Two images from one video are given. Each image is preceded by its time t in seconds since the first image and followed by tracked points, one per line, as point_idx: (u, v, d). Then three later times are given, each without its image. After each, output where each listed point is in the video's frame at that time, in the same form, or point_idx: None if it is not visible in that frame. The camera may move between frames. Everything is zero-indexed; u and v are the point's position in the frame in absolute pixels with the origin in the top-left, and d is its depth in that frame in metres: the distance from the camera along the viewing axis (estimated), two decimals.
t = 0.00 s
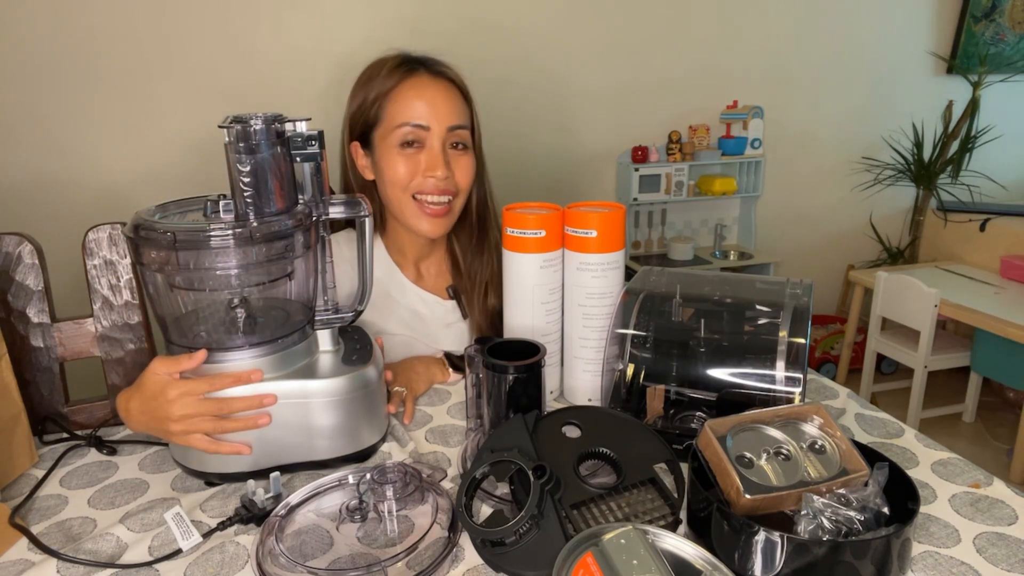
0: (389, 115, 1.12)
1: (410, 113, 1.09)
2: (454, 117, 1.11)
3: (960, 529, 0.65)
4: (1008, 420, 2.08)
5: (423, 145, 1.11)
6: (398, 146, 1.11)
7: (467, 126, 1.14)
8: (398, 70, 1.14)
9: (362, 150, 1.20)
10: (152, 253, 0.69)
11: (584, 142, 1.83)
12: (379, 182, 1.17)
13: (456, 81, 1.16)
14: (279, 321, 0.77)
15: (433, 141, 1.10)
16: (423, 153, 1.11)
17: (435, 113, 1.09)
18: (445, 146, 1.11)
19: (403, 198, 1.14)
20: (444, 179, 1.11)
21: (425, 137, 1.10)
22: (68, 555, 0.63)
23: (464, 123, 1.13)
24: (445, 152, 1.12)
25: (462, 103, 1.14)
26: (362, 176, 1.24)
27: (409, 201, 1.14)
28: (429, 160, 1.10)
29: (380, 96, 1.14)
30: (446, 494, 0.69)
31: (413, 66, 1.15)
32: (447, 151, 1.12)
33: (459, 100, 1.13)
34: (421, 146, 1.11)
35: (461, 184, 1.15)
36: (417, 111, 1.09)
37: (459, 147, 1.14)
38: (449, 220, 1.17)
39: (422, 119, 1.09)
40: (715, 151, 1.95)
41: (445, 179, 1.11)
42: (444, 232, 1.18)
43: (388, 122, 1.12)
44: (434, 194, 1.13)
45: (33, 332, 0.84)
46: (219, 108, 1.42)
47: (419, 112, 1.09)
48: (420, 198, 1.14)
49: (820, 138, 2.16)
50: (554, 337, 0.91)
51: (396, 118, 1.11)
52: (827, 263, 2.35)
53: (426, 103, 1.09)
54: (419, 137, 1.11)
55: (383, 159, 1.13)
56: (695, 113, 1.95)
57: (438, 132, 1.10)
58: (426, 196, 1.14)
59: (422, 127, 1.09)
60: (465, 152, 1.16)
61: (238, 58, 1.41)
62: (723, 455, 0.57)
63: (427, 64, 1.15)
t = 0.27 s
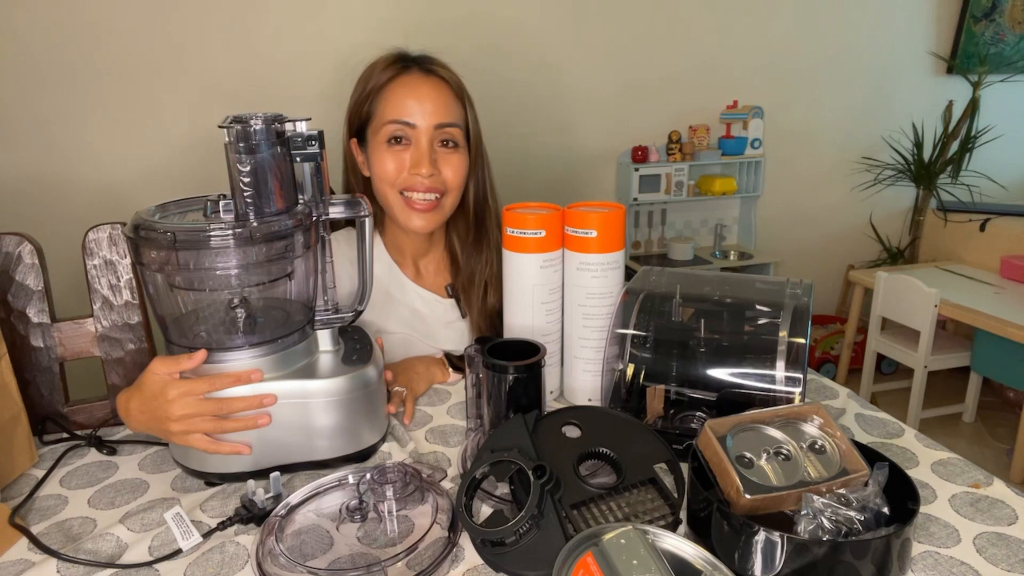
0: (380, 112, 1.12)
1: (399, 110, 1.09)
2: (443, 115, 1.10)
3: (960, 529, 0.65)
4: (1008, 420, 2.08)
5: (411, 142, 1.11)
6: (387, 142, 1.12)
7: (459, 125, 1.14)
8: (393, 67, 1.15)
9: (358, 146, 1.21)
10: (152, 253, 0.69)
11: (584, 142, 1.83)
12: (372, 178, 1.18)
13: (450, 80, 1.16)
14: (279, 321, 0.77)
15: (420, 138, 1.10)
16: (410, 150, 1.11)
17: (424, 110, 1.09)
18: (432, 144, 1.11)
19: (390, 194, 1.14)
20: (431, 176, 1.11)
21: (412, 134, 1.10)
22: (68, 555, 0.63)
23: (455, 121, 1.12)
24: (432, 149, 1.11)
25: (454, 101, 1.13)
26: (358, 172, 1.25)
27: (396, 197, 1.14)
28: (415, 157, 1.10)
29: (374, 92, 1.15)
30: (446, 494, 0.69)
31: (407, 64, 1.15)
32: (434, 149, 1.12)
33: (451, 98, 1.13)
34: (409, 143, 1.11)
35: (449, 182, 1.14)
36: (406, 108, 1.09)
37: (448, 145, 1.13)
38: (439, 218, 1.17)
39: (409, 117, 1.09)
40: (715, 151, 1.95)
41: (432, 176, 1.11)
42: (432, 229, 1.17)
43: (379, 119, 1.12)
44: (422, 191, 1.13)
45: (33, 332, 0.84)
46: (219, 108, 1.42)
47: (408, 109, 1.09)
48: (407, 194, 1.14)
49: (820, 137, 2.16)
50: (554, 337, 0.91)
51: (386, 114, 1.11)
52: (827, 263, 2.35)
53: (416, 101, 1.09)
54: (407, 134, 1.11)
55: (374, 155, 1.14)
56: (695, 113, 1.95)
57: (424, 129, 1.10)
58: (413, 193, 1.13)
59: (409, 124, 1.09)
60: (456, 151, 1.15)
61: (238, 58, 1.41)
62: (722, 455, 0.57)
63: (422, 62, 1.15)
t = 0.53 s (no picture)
0: (382, 111, 1.12)
1: (401, 109, 1.09)
2: (444, 115, 1.10)
3: (960, 529, 0.65)
4: (1008, 420, 2.08)
5: (412, 142, 1.11)
6: (389, 142, 1.12)
7: (459, 124, 1.14)
8: (395, 67, 1.14)
9: (359, 145, 1.21)
10: (152, 253, 0.69)
11: (584, 142, 1.83)
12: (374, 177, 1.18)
13: (451, 80, 1.15)
14: (279, 321, 0.77)
15: (422, 138, 1.10)
16: (412, 149, 1.11)
17: (426, 109, 1.09)
18: (434, 144, 1.11)
19: (392, 193, 1.14)
20: (433, 176, 1.11)
21: (414, 134, 1.10)
22: (68, 555, 0.63)
23: (456, 121, 1.12)
24: (434, 149, 1.11)
25: (456, 101, 1.13)
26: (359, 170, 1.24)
27: (398, 195, 1.14)
28: (417, 157, 1.10)
29: (376, 92, 1.14)
30: (446, 494, 0.69)
31: (408, 64, 1.15)
32: (436, 148, 1.12)
33: (452, 98, 1.13)
34: (411, 142, 1.11)
35: (451, 181, 1.14)
36: (408, 108, 1.09)
37: (449, 144, 1.13)
38: (439, 217, 1.17)
39: (411, 116, 1.09)
40: (715, 151, 1.95)
41: (434, 176, 1.11)
42: (434, 228, 1.17)
43: (381, 119, 1.12)
44: (423, 190, 1.13)
45: (33, 332, 0.84)
46: (219, 108, 1.42)
47: (410, 109, 1.09)
48: (409, 193, 1.14)
49: (820, 138, 2.16)
50: (554, 337, 0.91)
51: (388, 114, 1.11)
52: (827, 263, 2.35)
53: (417, 101, 1.09)
54: (409, 133, 1.10)
55: (375, 154, 1.14)
56: (695, 113, 1.95)
57: (427, 129, 1.10)
58: (414, 192, 1.13)
59: (412, 124, 1.09)
60: (457, 150, 1.15)
61: (239, 58, 1.41)
62: (722, 455, 0.57)
63: (424, 62, 1.15)
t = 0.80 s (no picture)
0: (391, 114, 1.11)
1: (414, 113, 1.09)
2: (455, 117, 1.11)
3: (960, 529, 0.65)
4: (1008, 420, 2.08)
5: (425, 146, 1.11)
6: (400, 145, 1.11)
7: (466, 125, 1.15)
8: (400, 70, 1.12)
9: (362, 146, 1.19)
10: (152, 253, 0.69)
11: (584, 142, 1.83)
12: (379, 178, 1.17)
13: (456, 80, 1.15)
14: (279, 320, 0.77)
15: (436, 141, 1.11)
16: (426, 153, 1.11)
17: (438, 113, 1.09)
18: (447, 147, 1.12)
19: (405, 196, 1.14)
20: (447, 178, 1.12)
21: (427, 138, 1.10)
22: (68, 555, 0.63)
23: (464, 123, 1.13)
24: (448, 152, 1.12)
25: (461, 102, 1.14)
26: (361, 171, 1.23)
27: (411, 198, 1.14)
28: (432, 161, 1.11)
29: (383, 96, 1.12)
30: (446, 493, 0.69)
31: (413, 66, 1.13)
32: (448, 151, 1.13)
33: (459, 99, 1.13)
34: (423, 146, 1.11)
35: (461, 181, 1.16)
36: (420, 111, 1.08)
37: (460, 146, 1.14)
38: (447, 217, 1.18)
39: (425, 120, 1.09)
40: (715, 151, 1.95)
41: (448, 179, 1.12)
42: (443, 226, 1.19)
43: (390, 122, 1.11)
44: (435, 192, 1.14)
45: (33, 332, 0.84)
46: (219, 108, 1.42)
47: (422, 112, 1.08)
48: (421, 195, 1.15)
49: (821, 137, 2.16)
50: (554, 337, 0.91)
51: (398, 118, 1.10)
52: (827, 263, 2.35)
53: (429, 104, 1.09)
54: (422, 137, 1.10)
55: (385, 157, 1.13)
56: (695, 113, 1.95)
57: (440, 133, 1.10)
58: (427, 193, 1.14)
59: (425, 129, 1.09)
60: (465, 151, 1.16)
61: (239, 58, 1.41)
62: (723, 455, 0.57)
63: (428, 63, 1.14)
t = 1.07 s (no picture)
0: (381, 109, 1.11)
1: (402, 108, 1.09)
2: (445, 115, 1.11)
3: (960, 529, 0.65)
4: (1008, 420, 2.08)
5: (413, 142, 1.11)
6: (388, 140, 1.11)
7: (456, 123, 1.14)
8: (394, 65, 1.12)
9: (353, 139, 1.19)
10: (152, 253, 0.69)
11: (584, 142, 1.83)
12: (368, 171, 1.17)
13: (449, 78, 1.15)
14: (279, 320, 0.77)
15: (423, 138, 1.11)
16: (412, 149, 1.11)
17: (428, 109, 1.09)
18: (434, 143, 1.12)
19: (391, 190, 1.14)
20: (432, 175, 1.12)
21: (414, 134, 1.10)
22: (68, 555, 0.63)
23: (454, 121, 1.13)
24: (434, 149, 1.12)
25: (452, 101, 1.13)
26: (352, 164, 1.23)
27: (397, 192, 1.14)
28: (418, 157, 1.11)
29: (375, 91, 1.12)
30: (446, 494, 0.69)
31: (407, 62, 1.13)
32: (436, 148, 1.12)
33: (450, 98, 1.13)
34: (411, 142, 1.11)
35: (448, 179, 1.16)
36: (410, 107, 1.08)
37: (448, 143, 1.14)
38: (433, 213, 1.18)
39: (413, 116, 1.09)
40: (715, 151, 1.95)
41: (433, 175, 1.12)
42: (429, 221, 1.19)
43: (379, 116, 1.11)
44: (422, 188, 1.14)
45: (33, 332, 0.84)
46: (219, 108, 1.42)
47: (412, 108, 1.08)
48: (407, 190, 1.15)
49: (820, 137, 2.16)
50: (554, 337, 0.91)
51: (387, 113, 1.10)
52: (827, 263, 2.35)
53: (419, 101, 1.09)
54: (409, 133, 1.10)
55: (373, 151, 1.13)
56: (695, 113, 1.95)
57: (427, 130, 1.10)
58: (413, 189, 1.14)
59: (413, 125, 1.09)
60: (454, 149, 1.16)
61: (239, 58, 1.41)
62: (722, 455, 0.57)
63: (422, 60, 1.14)
